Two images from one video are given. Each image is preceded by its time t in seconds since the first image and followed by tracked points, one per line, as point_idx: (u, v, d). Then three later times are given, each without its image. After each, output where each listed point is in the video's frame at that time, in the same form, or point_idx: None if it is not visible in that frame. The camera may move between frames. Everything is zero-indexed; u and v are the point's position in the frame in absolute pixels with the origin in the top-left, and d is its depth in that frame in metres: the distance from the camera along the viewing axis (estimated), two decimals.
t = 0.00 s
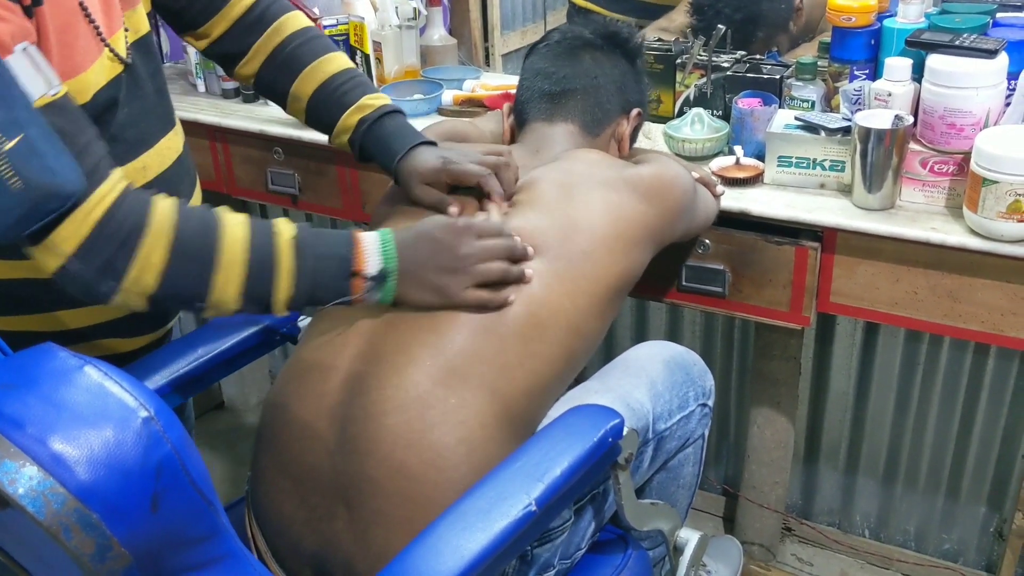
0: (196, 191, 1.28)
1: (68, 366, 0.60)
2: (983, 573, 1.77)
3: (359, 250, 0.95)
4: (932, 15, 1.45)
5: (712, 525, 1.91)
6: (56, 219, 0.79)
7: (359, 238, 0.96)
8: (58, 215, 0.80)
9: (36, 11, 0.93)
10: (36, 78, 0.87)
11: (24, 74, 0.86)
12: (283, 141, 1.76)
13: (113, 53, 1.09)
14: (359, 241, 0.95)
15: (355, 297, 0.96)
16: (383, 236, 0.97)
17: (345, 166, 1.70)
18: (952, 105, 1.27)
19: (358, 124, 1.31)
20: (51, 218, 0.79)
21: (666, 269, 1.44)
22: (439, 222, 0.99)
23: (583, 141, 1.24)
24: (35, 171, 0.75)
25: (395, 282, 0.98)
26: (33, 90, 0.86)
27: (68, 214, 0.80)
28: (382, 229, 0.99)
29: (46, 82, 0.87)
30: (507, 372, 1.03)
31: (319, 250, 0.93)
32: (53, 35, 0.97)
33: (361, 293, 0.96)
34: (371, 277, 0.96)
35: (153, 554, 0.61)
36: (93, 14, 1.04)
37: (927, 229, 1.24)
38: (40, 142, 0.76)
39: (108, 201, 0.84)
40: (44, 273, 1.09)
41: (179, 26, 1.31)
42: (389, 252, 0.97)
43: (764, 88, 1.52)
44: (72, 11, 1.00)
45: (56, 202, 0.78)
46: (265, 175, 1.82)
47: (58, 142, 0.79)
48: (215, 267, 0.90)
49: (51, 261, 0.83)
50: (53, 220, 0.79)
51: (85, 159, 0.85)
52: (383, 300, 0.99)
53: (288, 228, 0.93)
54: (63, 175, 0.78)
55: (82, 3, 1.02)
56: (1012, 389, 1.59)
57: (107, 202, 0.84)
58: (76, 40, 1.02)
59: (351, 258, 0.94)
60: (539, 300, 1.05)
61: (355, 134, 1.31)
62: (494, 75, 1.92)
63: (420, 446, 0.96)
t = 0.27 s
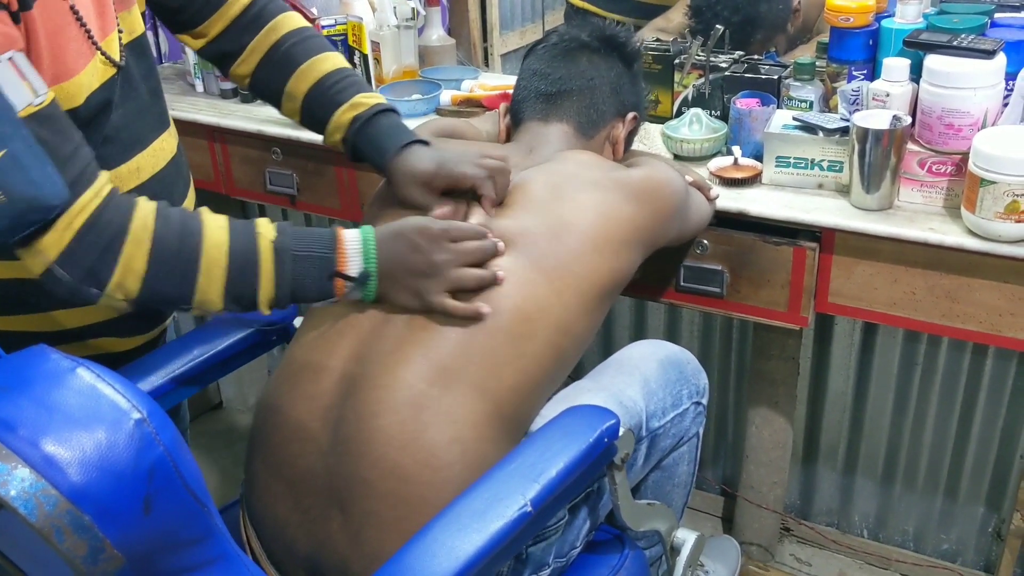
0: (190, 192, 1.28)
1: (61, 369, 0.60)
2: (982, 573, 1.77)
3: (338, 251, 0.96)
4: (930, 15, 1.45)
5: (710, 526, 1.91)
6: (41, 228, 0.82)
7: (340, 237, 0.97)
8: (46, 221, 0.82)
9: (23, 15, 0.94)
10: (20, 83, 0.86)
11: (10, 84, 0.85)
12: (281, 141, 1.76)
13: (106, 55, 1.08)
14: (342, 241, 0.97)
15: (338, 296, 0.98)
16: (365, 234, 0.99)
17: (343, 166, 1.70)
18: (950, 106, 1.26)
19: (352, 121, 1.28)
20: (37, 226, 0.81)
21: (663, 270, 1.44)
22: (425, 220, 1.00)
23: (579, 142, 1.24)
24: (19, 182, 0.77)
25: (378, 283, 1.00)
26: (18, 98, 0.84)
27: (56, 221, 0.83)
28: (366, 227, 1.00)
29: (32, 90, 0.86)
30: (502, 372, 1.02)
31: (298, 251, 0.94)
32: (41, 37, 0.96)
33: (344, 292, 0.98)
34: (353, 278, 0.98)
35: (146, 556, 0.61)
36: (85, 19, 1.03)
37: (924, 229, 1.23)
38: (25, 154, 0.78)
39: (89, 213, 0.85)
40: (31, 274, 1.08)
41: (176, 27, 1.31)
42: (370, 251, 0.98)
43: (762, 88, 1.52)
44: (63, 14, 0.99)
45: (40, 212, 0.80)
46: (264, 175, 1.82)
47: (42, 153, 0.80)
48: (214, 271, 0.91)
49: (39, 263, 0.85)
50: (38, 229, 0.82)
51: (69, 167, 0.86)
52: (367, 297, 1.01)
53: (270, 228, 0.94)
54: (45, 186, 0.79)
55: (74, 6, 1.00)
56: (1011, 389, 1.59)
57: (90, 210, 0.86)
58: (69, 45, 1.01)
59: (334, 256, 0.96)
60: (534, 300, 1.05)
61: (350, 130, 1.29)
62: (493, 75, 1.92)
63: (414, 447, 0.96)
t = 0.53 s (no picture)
0: (189, 191, 1.28)
1: (57, 369, 0.60)
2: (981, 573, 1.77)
3: (276, 269, 0.92)
4: (929, 15, 1.45)
5: (710, 525, 1.91)
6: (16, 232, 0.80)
7: (277, 253, 0.93)
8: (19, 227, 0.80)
9: (12, 19, 0.94)
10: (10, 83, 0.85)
11: None
12: (280, 141, 1.75)
13: (99, 58, 1.08)
14: (279, 257, 0.93)
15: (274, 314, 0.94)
16: (304, 249, 0.95)
17: (342, 166, 1.70)
18: (949, 105, 1.26)
19: (355, 122, 1.28)
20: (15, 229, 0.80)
21: (663, 270, 1.44)
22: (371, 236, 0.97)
23: (577, 141, 1.24)
24: None
25: (317, 298, 0.96)
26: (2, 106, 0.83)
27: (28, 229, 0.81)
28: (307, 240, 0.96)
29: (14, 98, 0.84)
30: (501, 373, 1.02)
31: (232, 269, 0.91)
32: (31, 40, 0.97)
33: (282, 309, 0.94)
34: (290, 295, 0.94)
35: (143, 557, 0.61)
36: (76, 19, 1.04)
37: (924, 229, 1.23)
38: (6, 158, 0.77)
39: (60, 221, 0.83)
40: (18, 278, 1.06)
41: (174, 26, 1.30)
42: (309, 267, 0.95)
43: (761, 88, 1.52)
44: (54, 15, 1.00)
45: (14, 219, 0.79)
46: (262, 175, 1.82)
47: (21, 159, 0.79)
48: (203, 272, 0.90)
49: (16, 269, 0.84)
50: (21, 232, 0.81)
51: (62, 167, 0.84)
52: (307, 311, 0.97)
53: (203, 245, 0.91)
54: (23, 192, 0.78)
55: (66, 8, 1.02)
56: (1010, 389, 1.59)
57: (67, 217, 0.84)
58: (60, 45, 1.02)
59: (268, 274, 0.92)
60: (532, 300, 1.05)
61: (353, 132, 1.29)
62: (492, 74, 1.91)
63: (412, 447, 0.96)
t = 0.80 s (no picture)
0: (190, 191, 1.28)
1: (58, 365, 0.60)
2: (981, 572, 1.77)
3: (320, 271, 1.00)
4: (928, 14, 1.45)
5: (710, 525, 1.91)
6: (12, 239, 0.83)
7: (323, 255, 1.01)
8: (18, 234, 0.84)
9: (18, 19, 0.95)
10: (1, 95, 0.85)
11: None
12: (280, 140, 1.75)
13: (103, 58, 1.08)
14: (324, 260, 1.01)
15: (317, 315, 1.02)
16: (347, 252, 1.03)
17: (341, 165, 1.70)
18: (949, 104, 1.26)
19: (338, 123, 1.29)
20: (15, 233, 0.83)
21: (663, 269, 1.44)
22: (409, 240, 1.02)
23: (578, 139, 1.24)
24: None
25: (359, 303, 1.03)
26: None
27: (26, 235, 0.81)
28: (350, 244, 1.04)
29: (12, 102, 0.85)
30: (502, 372, 1.02)
31: (279, 268, 0.99)
32: (37, 40, 0.97)
33: (324, 312, 1.02)
34: (333, 298, 1.01)
35: (144, 555, 0.61)
36: (80, 20, 1.04)
37: (924, 228, 1.23)
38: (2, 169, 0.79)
39: (66, 225, 0.88)
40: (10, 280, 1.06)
41: (175, 26, 1.30)
42: (351, 272, 1.02)
43: (761, 87, 1.52)
44: (58, 16, 1.00)
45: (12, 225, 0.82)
46: (262, 174, 1.82)
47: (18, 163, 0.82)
48: (213, 273, 0.95)
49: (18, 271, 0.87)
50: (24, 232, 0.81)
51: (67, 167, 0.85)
52: (348, 316, 1.04)
53: (253, 245, 0.98)
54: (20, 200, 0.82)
55: (70, 9, 1.02)
56: (1010, 388, 1.59)
57: (68, 224, 0.88)
58: (64, 46, 1.02)
59: (312, 275, 1.00)
60: (534, 299, 1.05)
61: (335, 132, 1.29)
62: (492, 74, 1.91)
63: (414, 446, 0.96)
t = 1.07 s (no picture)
0: (189, 190, 1.28)
1: (56, 365, 0.60)
2: (981, 572, 1.77)
3: (288, 282, 0.91)
4: (928, 13, 1.45)
5: (709, 524, 1.91)
6: None
7: (292, 268, 0.92)
8: None
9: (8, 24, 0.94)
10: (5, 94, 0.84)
11: None
12: (279, 139, 1.75)
13: (99, 63, 1.07)
14: (292, 271, 0.92)
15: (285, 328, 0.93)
16: (318, 265, 0.94)
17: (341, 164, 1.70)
18: (949, 103, 1.26)
19: (345, 134, 1.27)
20: None
21: (662, 268, 1.43)
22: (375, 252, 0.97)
23: (578, 138, 1.24)
24: None
25: (329, 314, 0.95)
26: None
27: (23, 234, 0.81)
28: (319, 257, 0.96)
29: None
30: (501, 371, 1.02)
31: (246, 282, 0.89)
32: (28, 43, 0.97)
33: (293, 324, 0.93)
34: (301, 309, 0.93)
35: (142, 554, 0.61)
36: (76, 24, 1.03)
37: (924, 227, 1.23)
38: None
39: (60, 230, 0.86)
40: None
41: (176, 25, 1.30)
42: (319, 281, 0.94)
43: (761, 86, 1.52)
44: (53, 20, 1.00)
45: None
46: (262, 173, 1.82)
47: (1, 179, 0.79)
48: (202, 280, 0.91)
49: None
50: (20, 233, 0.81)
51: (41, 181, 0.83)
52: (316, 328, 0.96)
53: (220, 258, 0.90)
54: None
55: (66, 13, 1.01)
56: (1010, 388, 1.59)
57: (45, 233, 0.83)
58: (58, 50, 1.01)
59: (281, 288, 0.91)
60: (533, 298, 1.05)
61: (343, 141, 1.28)
62: (492, 73, 1.91)
63: (413, 446, 0.96)
